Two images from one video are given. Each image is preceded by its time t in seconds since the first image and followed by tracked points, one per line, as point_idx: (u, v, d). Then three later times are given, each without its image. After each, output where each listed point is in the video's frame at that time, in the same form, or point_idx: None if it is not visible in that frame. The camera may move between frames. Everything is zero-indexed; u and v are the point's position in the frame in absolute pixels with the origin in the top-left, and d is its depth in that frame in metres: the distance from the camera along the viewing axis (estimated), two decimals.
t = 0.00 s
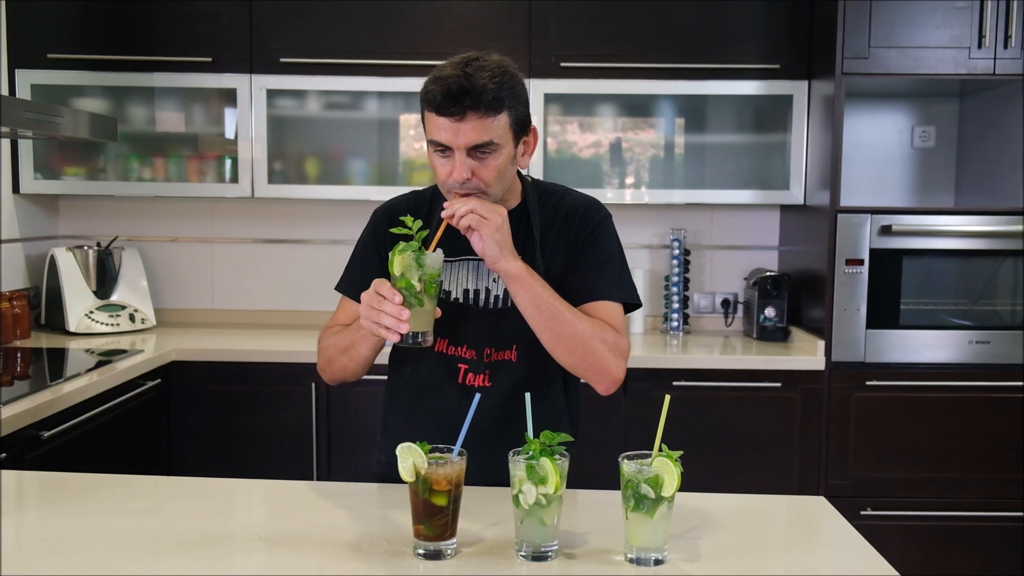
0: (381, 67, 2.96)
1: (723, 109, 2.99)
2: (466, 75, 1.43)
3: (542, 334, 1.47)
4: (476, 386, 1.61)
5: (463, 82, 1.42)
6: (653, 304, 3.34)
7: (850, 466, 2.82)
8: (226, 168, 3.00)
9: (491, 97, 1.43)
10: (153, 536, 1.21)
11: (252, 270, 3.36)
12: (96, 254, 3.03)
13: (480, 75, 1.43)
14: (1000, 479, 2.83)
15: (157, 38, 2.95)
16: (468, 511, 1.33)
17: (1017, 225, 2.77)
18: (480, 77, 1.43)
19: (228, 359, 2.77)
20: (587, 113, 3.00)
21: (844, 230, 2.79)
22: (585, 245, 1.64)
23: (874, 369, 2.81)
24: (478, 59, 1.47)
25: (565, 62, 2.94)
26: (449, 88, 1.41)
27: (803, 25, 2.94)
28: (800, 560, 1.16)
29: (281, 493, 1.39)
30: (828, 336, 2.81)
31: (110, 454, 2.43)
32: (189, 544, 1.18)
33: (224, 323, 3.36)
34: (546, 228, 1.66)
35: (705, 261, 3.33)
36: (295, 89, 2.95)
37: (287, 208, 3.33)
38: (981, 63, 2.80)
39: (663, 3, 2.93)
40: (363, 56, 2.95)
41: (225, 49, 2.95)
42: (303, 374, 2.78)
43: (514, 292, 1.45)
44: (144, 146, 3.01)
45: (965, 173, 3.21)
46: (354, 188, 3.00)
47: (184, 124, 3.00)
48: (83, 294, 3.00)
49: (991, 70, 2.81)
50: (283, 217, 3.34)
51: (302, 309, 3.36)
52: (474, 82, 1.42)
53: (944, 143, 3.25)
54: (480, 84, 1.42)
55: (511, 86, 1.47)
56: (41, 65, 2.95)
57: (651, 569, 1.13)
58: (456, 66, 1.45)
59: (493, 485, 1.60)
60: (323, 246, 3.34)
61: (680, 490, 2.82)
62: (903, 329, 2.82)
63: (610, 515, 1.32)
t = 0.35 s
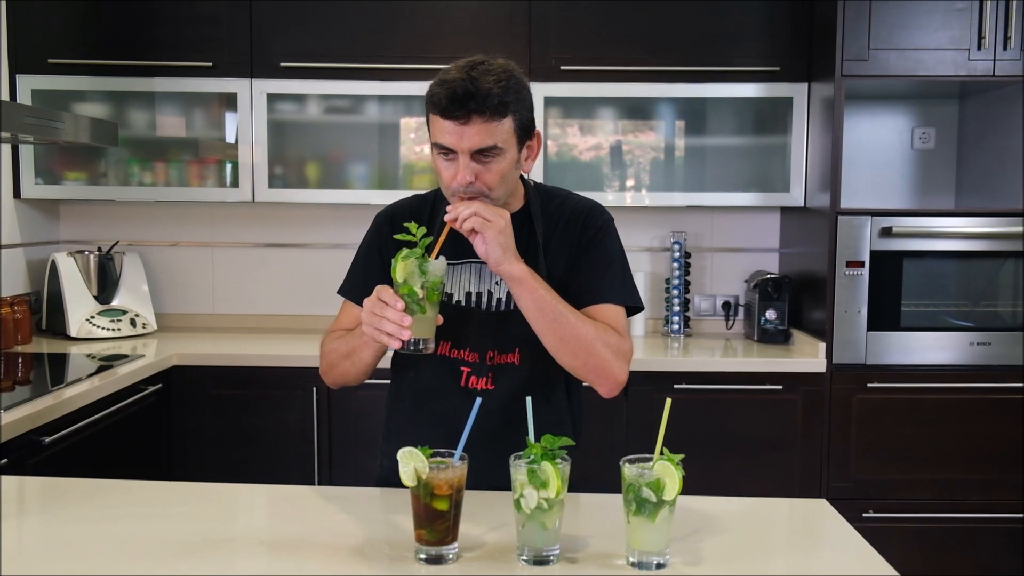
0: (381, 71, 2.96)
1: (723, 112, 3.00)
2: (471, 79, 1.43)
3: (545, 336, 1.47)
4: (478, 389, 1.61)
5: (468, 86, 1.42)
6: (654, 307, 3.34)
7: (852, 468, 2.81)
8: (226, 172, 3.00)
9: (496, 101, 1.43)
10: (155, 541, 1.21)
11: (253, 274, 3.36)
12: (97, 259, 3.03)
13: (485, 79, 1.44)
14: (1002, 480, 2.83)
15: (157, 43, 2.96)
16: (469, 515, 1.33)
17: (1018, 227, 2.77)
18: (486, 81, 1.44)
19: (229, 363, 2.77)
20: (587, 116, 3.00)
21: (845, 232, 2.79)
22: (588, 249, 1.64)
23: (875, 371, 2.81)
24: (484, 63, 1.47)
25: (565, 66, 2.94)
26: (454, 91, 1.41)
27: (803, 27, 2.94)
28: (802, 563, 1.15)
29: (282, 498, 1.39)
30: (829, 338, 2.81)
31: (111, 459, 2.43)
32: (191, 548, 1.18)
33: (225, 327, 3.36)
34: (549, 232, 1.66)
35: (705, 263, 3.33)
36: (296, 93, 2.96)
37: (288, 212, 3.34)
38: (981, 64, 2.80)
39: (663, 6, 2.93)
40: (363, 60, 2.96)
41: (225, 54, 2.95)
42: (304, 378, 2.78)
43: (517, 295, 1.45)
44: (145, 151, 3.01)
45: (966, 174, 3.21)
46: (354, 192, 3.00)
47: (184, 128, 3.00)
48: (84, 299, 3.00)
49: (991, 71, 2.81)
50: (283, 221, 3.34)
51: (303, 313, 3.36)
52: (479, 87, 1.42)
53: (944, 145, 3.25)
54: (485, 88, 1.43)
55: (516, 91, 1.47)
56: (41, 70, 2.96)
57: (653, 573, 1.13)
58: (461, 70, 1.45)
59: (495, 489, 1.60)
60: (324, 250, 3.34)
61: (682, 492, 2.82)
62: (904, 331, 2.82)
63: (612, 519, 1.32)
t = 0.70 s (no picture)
0: (382, 71, 2.96)
1: (724, 113, 3.00)
2: (474, 79, 1.43)
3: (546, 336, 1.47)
4: (478, 388, 1.61)
5: (471, 86, 1.42)
6: (654, 308, 3.34)
7: (852, 470, 2.81)
8: (227, 172, 3.00)
9: (499, 102, 1.43)
10: (154, 541, 1.21)
11: (253, 274, 3.36)
12: (98, 258, 3.03)
13: (488, 80, 1.44)
14: (1002, 483, 2.83)
15: (158, 43, 2.96)
16: (469, 516, 1.33)
17: (1019, 229, 2.77)
18: (489, 81, 1.44)
19: (229, 364, 2.77)
20: (588, 117, 3.00)
21: (845, 234, 2.79)
22: (589, 250, 1.63)
23: (876, 372, 2.81)
24: (487, 64, 1.47)
25: (566, 67, 2.94)
26: (457, 91, 1.41)
27: (804, 28, 2.94)
28: (801, 564, 1.15)
29: (282, 498, 1.39)
30: (829, 340, 2.81)
31: (111, 458, 2.43)
32: (190, 548, 1.18)
33: (225, 327, 3.36)
34: (550, 232, 1.66)
35: (705, 265, 3.33)
36: (297, 93, 2.96)
37: (288, 212, 3.34)
38: (982, 66, 2.80)
39: (664, 7, 2.93)
40: (363, 61, 2.95)
41: (226, 54, 2.95)
42: (304, 378, 2.78)
43: (518, 294, 1.45)
44: (145, 151, 3.01)
45: (966, 176, 3.21)
46: (355, 193, 3.00)
47: (185, 128, 3.00)
48: (85, 299, 3.00)
49: (992, 73, 2.80)
50: (284, 222, 3.34)
51: (303, 314, 3.36)
52: (482, 87, 1.42)
53: (945, 147, 3.25)
54: (488, 88, 1.43)
55: (519, 92, 1.47)
56: (42, 70, 2.96)
57: (652, 574, 1.13)
58: (465, 70, 1.46)
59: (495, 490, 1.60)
60: (324, 251, 3.34)
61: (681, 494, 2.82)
62: (905, 333, 2.82)
63: (611, 519, 1.33)
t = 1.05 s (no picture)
0: (382, 71, 2.96)
1: (724, 114, 3.00)
2: (475, 79, 1.43)
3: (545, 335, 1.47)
4: (477, 388, 1.61)
5: (472, 86, 1.42)
6: (653, 309, 3.34)
7: (851, 471, 2.81)
8: (227, 172, 3.01)
9: (500, 102, 1.43)
10: (153, 540, 1.21)
11: (253, 273, 3.36)
12: (97, 258, 3.03)
13: (489, 80, 1.44)
14: (1001, 484, 2.83)
15: (158, 43, 2.96)
16: (467, 516, 1.33)
17: (1018, 230, 2.78)
18: (489, 81, 1.44)
19: (228, 363, 2.77)
20: (588, 118, 3.01)
21: (845, 235, 2.79)
22: (589, 250, 1.64)
23: (874, 374, 2.81)
24: (489, 64, 1.47)
25: (565, 67, 2.95)
26: (458, 91, 1.42)
27: (804, 29, 2.95)
28: (800, 565, 1.16)
29: (282, 497, 1.39)
30: (828, 341, 2.81)
31: (110, 458, 2.43)
32: (190, 548, 1.18)
33: (225, 327, 3.36)
34: (550, 232, 1.66)
35: (705, 265, 3.33)
36: (297, 93, 2.96)
37: (288, 212, 3.34)
38: (981, 68, 2.80)
39: (664, 8, 2.93)
40: (364, 61, 2.96)
41: (226, 54, 2.96)
42: (303, 378, 2.78)
43: (518, 294, 1.45)
44: (145, 150, 3.01)
45: (965, 177, 3.21)
46: (355, 192, 3.00)
47: (185, 128, 3.00)
48: (84, 299, 3.00)
49: (992, 75, 2.81)
50: (283, 221, 3.34)
51: (302, 314, 3.36)
52: (483, 87, 1.43)
53: (944, 149, 3.25)
54: (489, 88, 1.43)
55: (519, 92, 1.47)
56: (42, 69, 2.96)
57: (651, 574, 1.13)
58: (466, 70, 1.46)
59: (494, 490, 1.60)
60: (323, 251, 3.35)
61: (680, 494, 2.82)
62: (904, 334, 2.82)
63: (610, 520, 1.33)
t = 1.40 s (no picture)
0: (381, 72, 2.96)
1: (723, 114, 3.00)
2: (473, 80, 1.43)
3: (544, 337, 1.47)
4: (477, 389, 1.61)
5: (470, 86, 1.42)
6: (653, 309, 3.34)
7: (851, 470, 2.81)
8: (226, 173, 3.01)
9: (498, 102, 1.43)
10: (153, 541, 1.21)
11: (252, 274, 3.36)
12: (96, 259, 3.03)
13: (487, 80, 1.44)
14: (1001, 483, 2.83)
15: (156, 44, 2.96)
16: (467, 516, 1.33)
17: (1016, 229, 2.78)
18: (487, 82, 1.44)
19: (228, 364, 2.77)
20: (586, 118, 3.01)
21: (844, 235, 2.79)
22: (588, 250, 1.63)
23: (874, 373, 2.81)
24: (487, 64, 1.47)
25: (564, 67, 2.95)
26: (456, 91, 1.41)
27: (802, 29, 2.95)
28: (801, 564, 1.16)
29: (282, 498, 1.39)
30: (828, 340, 2.81)
31: (110, 459, 2.43)
32: (190, 548, 1.18)
33: (224, 327, 3.36)
34: (548, 233, 1.66)
35: (704, 265, 3.33)
36: (296, 94, 2.96)
37: (288, 212, 3.34)
38: (980, 67, 2.81)
39: (663, 8, 2.93)
40: (363, 61, 2.95)
41: (225, 54, 2.95)
42: (302, 379, 2.78)
43: (517, 296, 1.45)
44: (144, 151, 3.01)
45: (965, 176, 3.21)
46: (355, 193, 3.00)
47: (184, 129, 3.00)
48: (84, 300, 3.00)
49: (991, 74, 2.81)
50: (283, 222, 3.34)
51: (302, 314, 3.36)
52: (481, 87, 1.42)
53: (943, 148, 3.25)
54: (487, 88, 1.43)
55: (518, 92, 1.47)
56: (41, 70, 2.96)
57: (651, 574, 1.13)
58: (464, 71, 1.46)
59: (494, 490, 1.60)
60: (323, 252, 3.35)
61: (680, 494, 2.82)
62: (903, 333, 2.82)
63: (611, 520, 1.33)
